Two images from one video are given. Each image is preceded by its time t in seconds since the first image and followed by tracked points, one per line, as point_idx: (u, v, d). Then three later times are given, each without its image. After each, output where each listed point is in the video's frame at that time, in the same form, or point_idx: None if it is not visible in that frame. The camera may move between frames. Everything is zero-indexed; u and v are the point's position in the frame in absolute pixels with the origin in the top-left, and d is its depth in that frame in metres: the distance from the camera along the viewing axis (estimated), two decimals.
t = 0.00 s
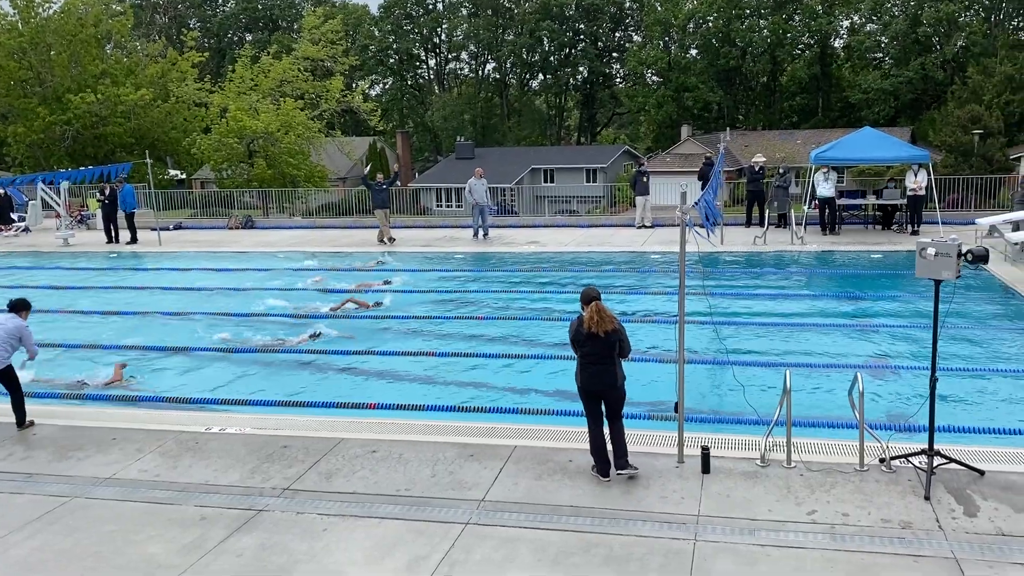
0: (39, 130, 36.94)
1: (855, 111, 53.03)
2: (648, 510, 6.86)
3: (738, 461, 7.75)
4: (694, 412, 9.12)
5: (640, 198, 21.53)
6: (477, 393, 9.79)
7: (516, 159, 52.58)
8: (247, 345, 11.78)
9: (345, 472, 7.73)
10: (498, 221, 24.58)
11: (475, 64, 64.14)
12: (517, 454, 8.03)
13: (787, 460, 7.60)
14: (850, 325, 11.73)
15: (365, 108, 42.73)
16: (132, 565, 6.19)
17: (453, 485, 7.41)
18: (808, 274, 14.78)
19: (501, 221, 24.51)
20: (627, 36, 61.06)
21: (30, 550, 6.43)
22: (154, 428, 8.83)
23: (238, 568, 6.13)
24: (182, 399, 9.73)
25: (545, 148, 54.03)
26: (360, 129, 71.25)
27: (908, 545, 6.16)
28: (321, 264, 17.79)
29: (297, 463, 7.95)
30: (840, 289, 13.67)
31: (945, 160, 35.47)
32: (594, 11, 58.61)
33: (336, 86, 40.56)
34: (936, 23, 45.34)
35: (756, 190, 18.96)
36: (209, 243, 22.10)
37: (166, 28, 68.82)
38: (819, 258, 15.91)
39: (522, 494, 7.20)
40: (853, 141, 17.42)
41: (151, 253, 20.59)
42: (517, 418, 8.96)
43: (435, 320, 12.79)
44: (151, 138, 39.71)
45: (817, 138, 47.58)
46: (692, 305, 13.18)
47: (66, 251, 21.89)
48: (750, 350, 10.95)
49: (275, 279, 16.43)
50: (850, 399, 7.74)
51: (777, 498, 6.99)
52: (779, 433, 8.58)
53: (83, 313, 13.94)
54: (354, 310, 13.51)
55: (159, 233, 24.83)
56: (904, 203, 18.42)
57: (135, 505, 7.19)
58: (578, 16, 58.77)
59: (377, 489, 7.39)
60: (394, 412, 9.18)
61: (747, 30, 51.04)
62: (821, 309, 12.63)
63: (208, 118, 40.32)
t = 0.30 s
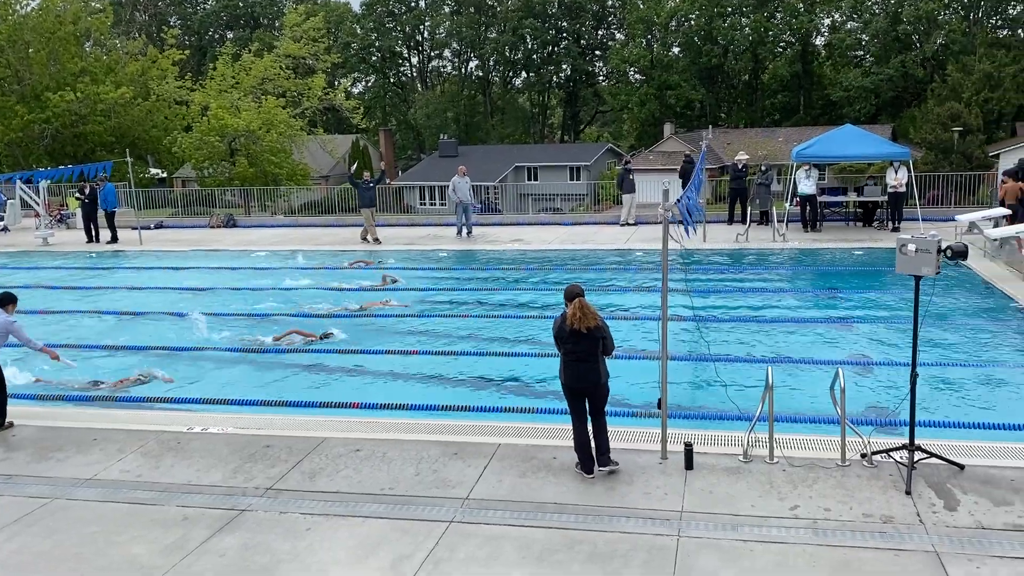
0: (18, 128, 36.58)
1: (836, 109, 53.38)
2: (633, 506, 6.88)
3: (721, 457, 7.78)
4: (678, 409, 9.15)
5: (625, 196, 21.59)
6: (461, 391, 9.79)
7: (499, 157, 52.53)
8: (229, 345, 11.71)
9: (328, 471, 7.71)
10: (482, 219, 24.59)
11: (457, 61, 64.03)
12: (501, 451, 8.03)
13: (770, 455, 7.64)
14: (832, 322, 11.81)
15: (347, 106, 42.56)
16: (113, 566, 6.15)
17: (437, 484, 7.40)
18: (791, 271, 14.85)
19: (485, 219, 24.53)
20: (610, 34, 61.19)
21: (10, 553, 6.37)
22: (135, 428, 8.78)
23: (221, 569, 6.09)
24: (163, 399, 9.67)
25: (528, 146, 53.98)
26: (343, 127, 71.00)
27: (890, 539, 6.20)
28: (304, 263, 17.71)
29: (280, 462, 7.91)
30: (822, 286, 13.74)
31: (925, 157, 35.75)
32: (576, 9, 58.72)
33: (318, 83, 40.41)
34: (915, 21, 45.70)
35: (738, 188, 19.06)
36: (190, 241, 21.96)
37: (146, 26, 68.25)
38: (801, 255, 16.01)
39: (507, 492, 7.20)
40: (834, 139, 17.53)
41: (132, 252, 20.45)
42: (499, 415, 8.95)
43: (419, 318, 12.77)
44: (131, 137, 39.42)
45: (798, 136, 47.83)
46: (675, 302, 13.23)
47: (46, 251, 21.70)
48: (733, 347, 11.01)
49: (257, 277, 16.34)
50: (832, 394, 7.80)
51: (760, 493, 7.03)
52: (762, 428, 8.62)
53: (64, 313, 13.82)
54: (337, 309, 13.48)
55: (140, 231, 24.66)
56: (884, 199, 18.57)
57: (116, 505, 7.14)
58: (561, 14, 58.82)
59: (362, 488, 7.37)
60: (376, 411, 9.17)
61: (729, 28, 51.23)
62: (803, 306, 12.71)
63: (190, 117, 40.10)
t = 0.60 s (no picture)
0: None
1: (815, 107, 53.75)
2: (614, 503, 6.90)
3: (701, 454, 7.82)
4: (658, 406, 9.18)
5: (608, 195, 21.64)
6: (441, 390, 9.78)
7: (480, 156, 52.52)
8: (209, 345, 11.64)
9: (308, 471, 7.69)
10: (464, 218, 24.61)
11: (438, 60, 63.98)
12: (482, 450, 8.03)
13: (750, 452, 7.68)
14: (812, 318, 11.88)
15: (327, 104, 42.38)
16: (92, 568, 6.11)
17: (418, 483, 7.40)
18: (770, 268, 14.92)
19: (467, 217, 24.54)
20: (591, 33, 61.33)
21: None
22: (113, 429, 8.71)
23: (200, 570, 6.07)
24: (141, 400, 9.60)
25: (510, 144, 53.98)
26: (324, 126, 70.75)
27: (868, 534, 6.25)
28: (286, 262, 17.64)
29: (260, 462, 7.88)
30: (802, 283, 13.80)
31: (903, 155, 36.07)
32: (557, 7, 58.83)
33: (298, 82, 40.28)
34: (893, 21, 46.09)
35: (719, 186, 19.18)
36: (170, 241, 21.82)
37: (124, 23, 67.67)
38: (780, 253, 16.11)
39: (487, 490, 7.21)
40: (814, 137, 17.65)
41: (111, 252, 20.29)
42: (479, 413, 8.94)
43: (400, 318, 12.75)
44: (110, 136, 39.15)
45: (778, 134, 48.11)
46: (656, 300, 13.27)
47: (24, 251, 21.48)
48: (713, 344, 11.05)
49: (238, 277, 16.25)
50: (811, 391, 7.84)
51: (739, 489, 7.07)
52: (741, 424, 8.66)
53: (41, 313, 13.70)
54: (318, 308, 13.43)
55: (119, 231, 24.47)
56: (862, 197, 18.73)
57: (94, 507, 7.09)
58: (542, 12, 58.93)
59: (342, 487, 7.35)
60: (356, 410, 9.15)
61: (709, 27, 51.53)
62: (782, 303, 12.79)
63: (168, 116, 39.86)
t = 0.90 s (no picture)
0: None
1: (794, 106, 54.03)
2: (596, 502, 6.90)
3: (682, 451, 7.84)
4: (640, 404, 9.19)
5: (590, 193, 21.66)
6: (422, 390, 9.74)
7: (460, 154, 52.40)
8: (187, 345, 11.56)
9: (287, 472, 7.63)
10: (444, 216, 24.57)
11: (418, 58, 63.78)
12: (463, 449, 8.01)
13: (729, 449, 7.71)
14: (792, 316, 11.94)
15: (305, 102, 42.09)
16: (67, 571, 6.03)
17: (398, 483, 7.36)
18: (749, 266, 15.00)
19: (447, 216, 24.50)
20: (570, 31, 61.38)
21: None
22: (88, 430, 8.62)
23: (177, 572, 6.00)
24: (117, 401, 9.52)
25: (490, 143, 53.88)
26: (302, 124, 70.36)
27: (848, 531, 6.29)
28: (265, 262, 17.54)
29: (238, 463, 7.82)
30: (781, 281, 13.88)
31: (881, 153, 36.35)
32: (536, 6, 58.83)
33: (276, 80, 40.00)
34: (870, 19, 46.52)
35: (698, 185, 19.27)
36: (147, 241, 21.61)
37: (99, 21, 66.92)
38: (759, 251, 16.20)
39: (468, 490, 7.19)
40: (791, 136, 17.74)
41: (87, 252, 20.07)
42: (457, 413, 8.92)
43: (380, 317, 12.70)
44: (84, 134, 38.76)
45: (757, 133, 48.33)
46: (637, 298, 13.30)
47: None
48: (693, 342, 11.09)
49: (215, 277, 16.13)
50: (790, 388, 7.87)
51: (720, 487, 7.09)
52: (720, 422, 8.69)
53: (16, 314, 13.53)
54: (297, 308, 13.36)
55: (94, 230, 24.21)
56: (840, 195, 18.84)
57: (70, 509, 7.01)
58: (521, 11, 58.91)
59: (321, 488, 7.31)
60: (335, 410, 9.10)
61: (687, 25, 51.78)
62: (760, 301, 12.85)
63: (144, 115, 39.51)
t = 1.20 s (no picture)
0: None
1: (771, 106, 54.38)
2: (576, 502, 6.92)
3: (661, 450, 7.88)
4: (620, 404, 9.22)
5: (571, 193, 21.69)
6: (402, 390, 9.74)
7: (439, 153, 52.30)
8: (164, 346, 11.48)
9: (266, 474, 7.60)
10: (424, 216, 24.53)
11: (396, 57, 63.58)
12: (443, 450, 8.01)
13: (708, 447, 7.76)
14: (770, 315, 12.03)
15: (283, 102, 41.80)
16: None
17: (378, 484, 7.35)
18: (726, 265, 15.11)
19: (427, 216, 24.47)
20: (549, 31, 61.44)
21: None
22: (64, 433, 8.54)
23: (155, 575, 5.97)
24: (93, 404, 9.43)
25: (469, 142, 53.80)
26: (280, 123, 69.92)
27: (825, 528, 6.34)
28: (244, 262, 17.44)
29: (216, 466, 7.78)
30: (758, 280, 14.00)
31: (857, 153, 36.69)
32: (515, 6, 58.89)
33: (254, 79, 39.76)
34: (846, 20, 46.94)
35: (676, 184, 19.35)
36: (124, 241, 21.41)
37: (73, 19, 66.15)
38: (738, 250, 16.30)
39: (447, 491, 7.19)
40: (768, 136, 17.84)
41: (63, 253, 19.85)
42: (437, 414, 8.93)
43: (359, 317, 12.67)
44: (59, 133, 38.38)
45: (734, 133, 48.62)
46: (617, 297, 13.35)
47: None
48: (673, 341, 11.14)
49: (193, 278, 16.01)
50: (768, 387, 7.93)
51: (698, 485, 7.13)
52: (700, 421, 8.75)
53: None
54: (276, 309, 13.29)
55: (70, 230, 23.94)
56: (817, 194, 18.99)
57: (45, 514, 6.93)
58: (500, 10, 58.92)
59: (300, 490, 7.28)
60: (315, 411, 9.07)
61: (666, 26, 52.05)
62: (739, 299, 12.94)
63: (121, 115, 39.15)
